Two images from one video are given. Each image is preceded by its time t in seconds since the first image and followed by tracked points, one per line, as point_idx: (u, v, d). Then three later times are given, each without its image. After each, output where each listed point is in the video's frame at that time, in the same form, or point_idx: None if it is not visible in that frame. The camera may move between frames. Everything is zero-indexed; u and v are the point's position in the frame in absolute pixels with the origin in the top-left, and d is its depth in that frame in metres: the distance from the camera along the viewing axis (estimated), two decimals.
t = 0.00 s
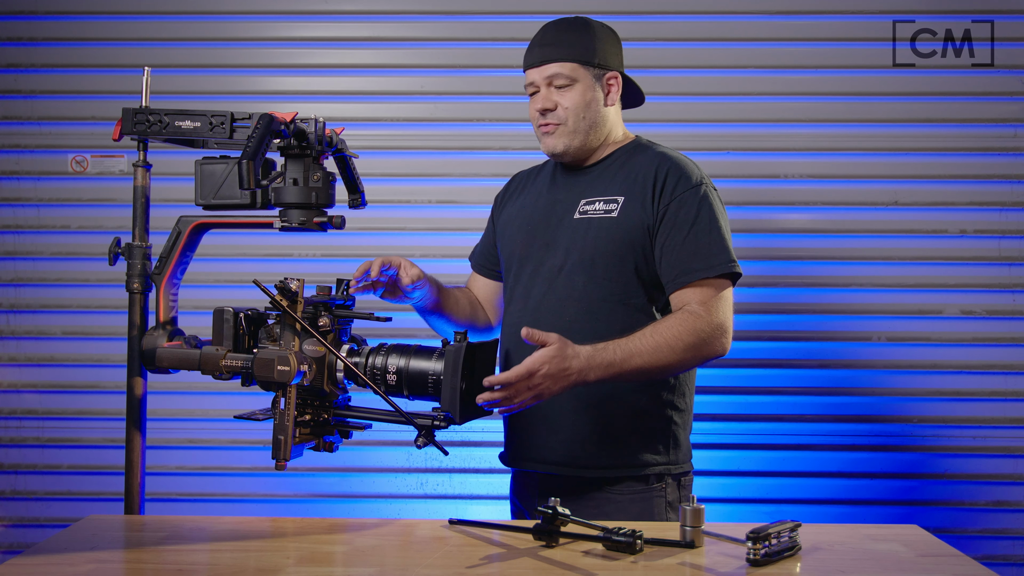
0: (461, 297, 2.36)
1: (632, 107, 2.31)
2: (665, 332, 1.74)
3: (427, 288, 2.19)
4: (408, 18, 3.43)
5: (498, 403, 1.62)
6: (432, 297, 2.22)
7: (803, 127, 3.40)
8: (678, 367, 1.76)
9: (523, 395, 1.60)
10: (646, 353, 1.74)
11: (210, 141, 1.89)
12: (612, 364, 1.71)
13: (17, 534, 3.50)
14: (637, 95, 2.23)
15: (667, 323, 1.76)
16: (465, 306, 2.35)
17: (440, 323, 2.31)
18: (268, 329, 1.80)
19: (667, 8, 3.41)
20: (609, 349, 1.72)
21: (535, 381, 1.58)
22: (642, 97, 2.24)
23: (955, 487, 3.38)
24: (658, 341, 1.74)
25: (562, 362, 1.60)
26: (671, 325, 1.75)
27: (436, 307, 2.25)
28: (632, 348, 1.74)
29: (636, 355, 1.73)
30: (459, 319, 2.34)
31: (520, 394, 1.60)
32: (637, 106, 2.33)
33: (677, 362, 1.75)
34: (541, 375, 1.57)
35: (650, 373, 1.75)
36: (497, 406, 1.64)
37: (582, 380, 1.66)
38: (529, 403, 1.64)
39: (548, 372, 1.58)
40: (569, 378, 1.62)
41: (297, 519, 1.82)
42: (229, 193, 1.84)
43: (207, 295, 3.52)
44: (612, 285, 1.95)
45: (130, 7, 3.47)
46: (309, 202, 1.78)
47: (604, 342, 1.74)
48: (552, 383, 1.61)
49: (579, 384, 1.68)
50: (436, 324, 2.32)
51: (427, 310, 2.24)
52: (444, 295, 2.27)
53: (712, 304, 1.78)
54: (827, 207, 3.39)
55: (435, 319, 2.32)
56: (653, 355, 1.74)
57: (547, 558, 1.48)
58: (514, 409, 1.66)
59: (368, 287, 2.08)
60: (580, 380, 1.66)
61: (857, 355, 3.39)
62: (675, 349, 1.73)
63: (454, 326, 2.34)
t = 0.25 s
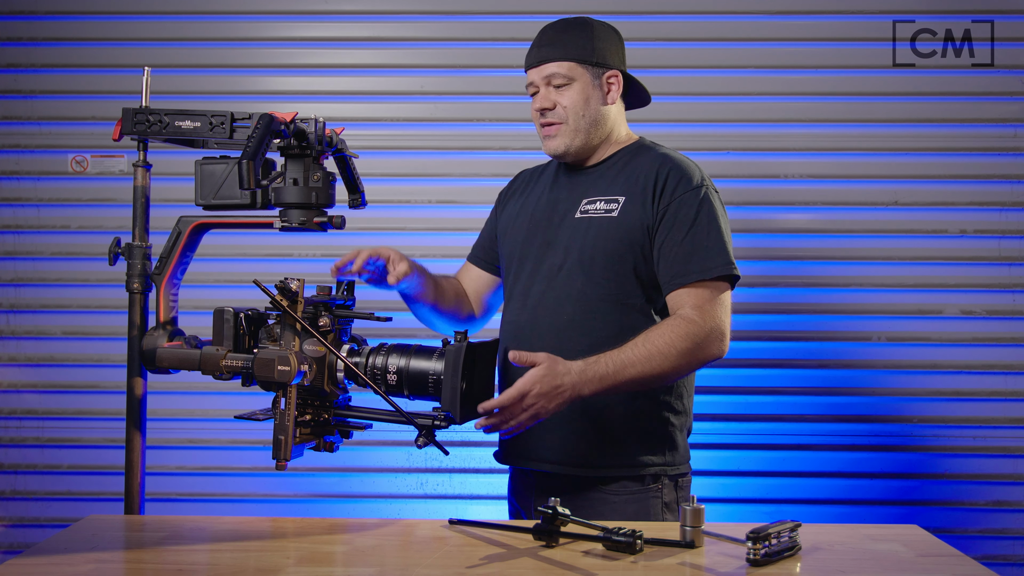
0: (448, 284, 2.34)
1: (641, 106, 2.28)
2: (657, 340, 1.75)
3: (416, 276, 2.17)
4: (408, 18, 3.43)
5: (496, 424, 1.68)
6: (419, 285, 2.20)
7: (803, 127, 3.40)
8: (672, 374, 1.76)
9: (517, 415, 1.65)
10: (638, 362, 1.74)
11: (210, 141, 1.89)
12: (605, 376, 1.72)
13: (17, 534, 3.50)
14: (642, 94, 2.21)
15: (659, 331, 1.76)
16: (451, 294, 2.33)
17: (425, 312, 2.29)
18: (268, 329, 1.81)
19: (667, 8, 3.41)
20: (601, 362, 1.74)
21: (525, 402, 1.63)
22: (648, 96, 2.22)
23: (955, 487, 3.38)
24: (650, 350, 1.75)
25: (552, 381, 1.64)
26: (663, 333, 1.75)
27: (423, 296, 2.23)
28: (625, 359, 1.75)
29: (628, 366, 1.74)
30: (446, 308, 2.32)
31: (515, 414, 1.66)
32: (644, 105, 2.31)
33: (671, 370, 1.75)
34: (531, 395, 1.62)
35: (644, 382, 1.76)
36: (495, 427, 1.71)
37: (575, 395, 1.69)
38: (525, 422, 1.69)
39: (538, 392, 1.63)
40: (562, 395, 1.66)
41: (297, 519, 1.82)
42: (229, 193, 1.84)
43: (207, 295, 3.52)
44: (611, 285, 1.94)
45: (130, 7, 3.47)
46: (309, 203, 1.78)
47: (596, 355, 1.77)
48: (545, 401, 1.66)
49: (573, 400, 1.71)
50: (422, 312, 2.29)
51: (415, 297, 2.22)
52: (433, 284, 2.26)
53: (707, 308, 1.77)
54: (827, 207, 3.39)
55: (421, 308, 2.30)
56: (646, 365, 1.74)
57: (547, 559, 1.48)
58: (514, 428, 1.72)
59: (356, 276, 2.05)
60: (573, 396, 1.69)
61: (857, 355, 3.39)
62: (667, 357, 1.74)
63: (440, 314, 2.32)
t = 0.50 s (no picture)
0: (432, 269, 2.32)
1: (647, 108, 2.32)
2: (653, 343, 1.78)
3: (395, 267, 2.12)
4: (408, 18, 3.43)
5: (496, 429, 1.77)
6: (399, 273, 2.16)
7: (803, 127, 3.40)
8: (669, 376, 1.79)
9: (515, 420, 1.73)
10: (633, 365, 1.77)
11: (210, 141, 1.89)
12: (599, 378, 1.77)
13: (17, 534, 3.50)
14: (649, 94, 2.24)
15: (655, 333, 1.79)
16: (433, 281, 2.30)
17: (405, 298, 2.26)
18: (268, 329, 1.80)
19: (667, 8, 3.41)
20: (596, 365, 1.79)
21: (520, 407, 1.71)
22: (654, 98, 2.26)
23: (955, 487, 3.38)
24: (646, 352, 1.77)
25: (543, 384, 1.72)
26: (659, 336, 1.78)
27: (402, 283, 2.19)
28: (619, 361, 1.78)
29: (623, 368, 1.78)
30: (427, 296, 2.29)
31: (512, 420, 1.74)
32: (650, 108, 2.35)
33: (667, 372, 1.78)
34: (525, 400, 1.71)
35: (640, 384, 1.79)
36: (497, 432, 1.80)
37: (569, 397, 1.76)
38: (524, 426, 1.77)
39: (531, 396, 1.70)
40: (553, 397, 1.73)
41: (297, 519, 1.82)
42: (229, 193, 1.84)
43: (207, 295, 3.52)
44: (613, 285, 1.94)
45: (130, 7, 3.47)
46: (309, 203, 1.78)
47: (592, 358, 1.82)
48: (540, 405, 1.73)
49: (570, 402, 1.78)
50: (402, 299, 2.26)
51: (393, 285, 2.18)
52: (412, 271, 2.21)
53: (707, 310, 1.77)
54: (827, 207, 3.39)
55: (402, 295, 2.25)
56: (641, 367, 1.77)
57: (547, 559, 1.48)
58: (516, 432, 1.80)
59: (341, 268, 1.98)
60: (567, 398, 1.76)
61: (857, 355, 3.39)
62: (662, 360, 1.76)
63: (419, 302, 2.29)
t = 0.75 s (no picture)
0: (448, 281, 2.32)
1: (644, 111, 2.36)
2: (669, 344, 1.77)
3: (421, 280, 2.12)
4: (408, 18, 3.43)
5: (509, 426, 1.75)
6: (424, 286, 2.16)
7: (803, 127, 3.40)
8: (684, 377, 1.79)
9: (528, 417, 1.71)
10: (650, 365, 1.77)
11: (210, 141, 1.88)
12: (615, 379, 1.76)
13: (17, 534, 3.50)
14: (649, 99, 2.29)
15: (671, 334, 1.79)
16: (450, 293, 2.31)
17: (426, 312, 2.25)
18: (268, 329, 1.80)
19: (668, 8, 3.41)
20: (612, 364, 1.77)
21: (534, 405, 1.69)
22: (654, 100, 2.31)
23: (955, 487, 3.38)
24: (662, 353, 1.77)
25: (559, 383, 1.69)
26: (675, 337, 1.78)
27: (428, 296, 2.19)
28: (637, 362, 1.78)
29: (639, 369, 1.77)
30: (447, 307, 2.29)
31: (525, 417, 1.72)
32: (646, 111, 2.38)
33: (683, 373, 1.78)
34: (540, 398, 1.68)
35: (656, 385, 1.79)
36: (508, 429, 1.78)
37: (585, 397, 1.74)
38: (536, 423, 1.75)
39: (547, 395, 1.68)
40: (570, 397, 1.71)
41: (297, 519, 1.82)
42: (229, 193, 1.84)
43: (207, 295, 3.52)
44: (623, 286, 1.95)
45: (130, 7, 3.47)
46: (309, 203, 1.78)
47: (607, 358, 1.80)
48: (553, 404, 1.71)
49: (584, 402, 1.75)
50: (423, 313, 2.25)
51: (420, 300, 2.17)
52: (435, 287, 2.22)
53: (721, 312, 1.80)
54: (827, 207, 3.39)
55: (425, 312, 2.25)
56: (657, 368, 1.77)
57: (547, 558, 1.48)
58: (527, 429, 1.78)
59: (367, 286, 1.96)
60: (582, 398, 1.73)
61: (857, 355, 3.39)
62: (679, 361, 1.76)
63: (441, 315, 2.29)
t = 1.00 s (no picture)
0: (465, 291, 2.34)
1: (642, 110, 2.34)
2: (681, 345, 1.77)
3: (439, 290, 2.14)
4: (408, 18, 3.43)
5: (523, 433, 1.72)
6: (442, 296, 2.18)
7: (803, 127, 3.40)
8: (696, 378, 1.79)
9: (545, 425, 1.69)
10: (663, 367, 1.77)
11: (210, 141, 1.88)
12: (630, 382, 1.74)
13: (17, 534, 3.50)
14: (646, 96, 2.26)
15: (682, 335, 1.78)
16: (468, 302, 2.32)
17: (444, 321, 2.26)
18: (268, 329, 1.80)
19: (667, 8, 3.41)
20: (625, 368, 1.76)
21: (551, 412, 1.66)
22: (651, 102, 2.30)
23: (955, 487, 3.38)
24: (675, 355, 1.77)
25: (575, 389, 1.67)
26: (687, 337, 1.77)
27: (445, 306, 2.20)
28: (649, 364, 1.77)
29: (653, 371, 1.76)
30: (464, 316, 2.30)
31: (542, 425, 1.69)
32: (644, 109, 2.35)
33: (695, 374, 1.78)
34: (557, 405, 1.65)
35: (669, 387, 1.78)
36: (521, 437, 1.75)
37: (600, 402, 1.72)
38: (551, 431, 1.72)
39: (564, 402, 1.66)
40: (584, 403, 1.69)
41: (297, 519, 1.82)
42: (229, 193, 1.84)
43: (207, 295, 3.52)
44: (626, 287, 1.95)
45: (130, 7, 3.47)
46: (309, 203, 1.78)
47: (619, 362, 1.79)
48: (570, 411, 1.69)
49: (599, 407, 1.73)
50: (441, 322, 2.27)
51: (437, 309, 2.19)
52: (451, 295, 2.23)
53: (729, 311, 1.80)
54: (827, 207, 3.39)
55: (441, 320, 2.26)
56: (671, 370, 1.77)
57: (547, 559, 1.48)
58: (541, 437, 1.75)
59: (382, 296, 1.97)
60: (598, 403, 1.71)
61: (857, 355, 3.39)
62: (692, 361, 1.76)
63: (458, 324, 2.31)
